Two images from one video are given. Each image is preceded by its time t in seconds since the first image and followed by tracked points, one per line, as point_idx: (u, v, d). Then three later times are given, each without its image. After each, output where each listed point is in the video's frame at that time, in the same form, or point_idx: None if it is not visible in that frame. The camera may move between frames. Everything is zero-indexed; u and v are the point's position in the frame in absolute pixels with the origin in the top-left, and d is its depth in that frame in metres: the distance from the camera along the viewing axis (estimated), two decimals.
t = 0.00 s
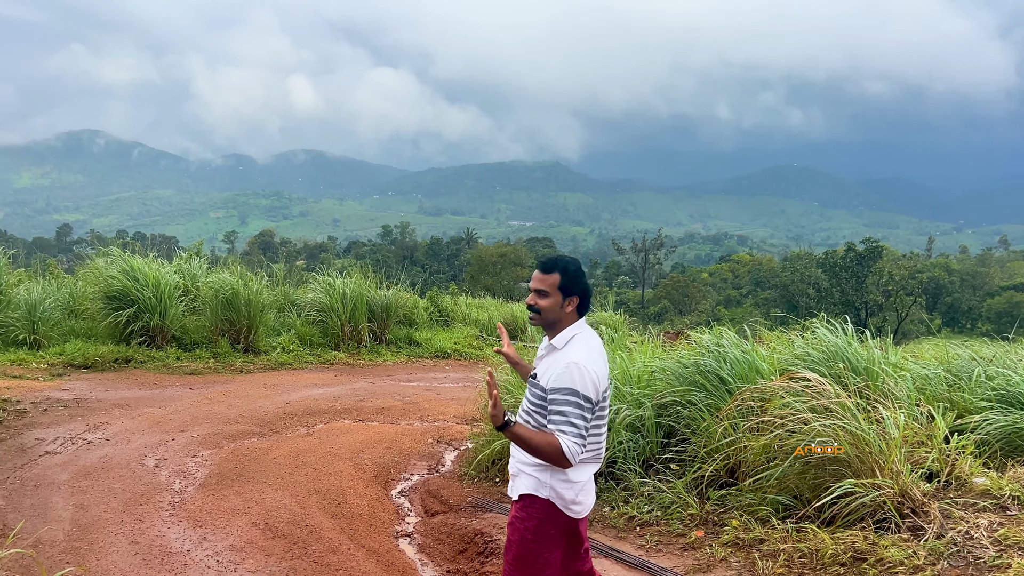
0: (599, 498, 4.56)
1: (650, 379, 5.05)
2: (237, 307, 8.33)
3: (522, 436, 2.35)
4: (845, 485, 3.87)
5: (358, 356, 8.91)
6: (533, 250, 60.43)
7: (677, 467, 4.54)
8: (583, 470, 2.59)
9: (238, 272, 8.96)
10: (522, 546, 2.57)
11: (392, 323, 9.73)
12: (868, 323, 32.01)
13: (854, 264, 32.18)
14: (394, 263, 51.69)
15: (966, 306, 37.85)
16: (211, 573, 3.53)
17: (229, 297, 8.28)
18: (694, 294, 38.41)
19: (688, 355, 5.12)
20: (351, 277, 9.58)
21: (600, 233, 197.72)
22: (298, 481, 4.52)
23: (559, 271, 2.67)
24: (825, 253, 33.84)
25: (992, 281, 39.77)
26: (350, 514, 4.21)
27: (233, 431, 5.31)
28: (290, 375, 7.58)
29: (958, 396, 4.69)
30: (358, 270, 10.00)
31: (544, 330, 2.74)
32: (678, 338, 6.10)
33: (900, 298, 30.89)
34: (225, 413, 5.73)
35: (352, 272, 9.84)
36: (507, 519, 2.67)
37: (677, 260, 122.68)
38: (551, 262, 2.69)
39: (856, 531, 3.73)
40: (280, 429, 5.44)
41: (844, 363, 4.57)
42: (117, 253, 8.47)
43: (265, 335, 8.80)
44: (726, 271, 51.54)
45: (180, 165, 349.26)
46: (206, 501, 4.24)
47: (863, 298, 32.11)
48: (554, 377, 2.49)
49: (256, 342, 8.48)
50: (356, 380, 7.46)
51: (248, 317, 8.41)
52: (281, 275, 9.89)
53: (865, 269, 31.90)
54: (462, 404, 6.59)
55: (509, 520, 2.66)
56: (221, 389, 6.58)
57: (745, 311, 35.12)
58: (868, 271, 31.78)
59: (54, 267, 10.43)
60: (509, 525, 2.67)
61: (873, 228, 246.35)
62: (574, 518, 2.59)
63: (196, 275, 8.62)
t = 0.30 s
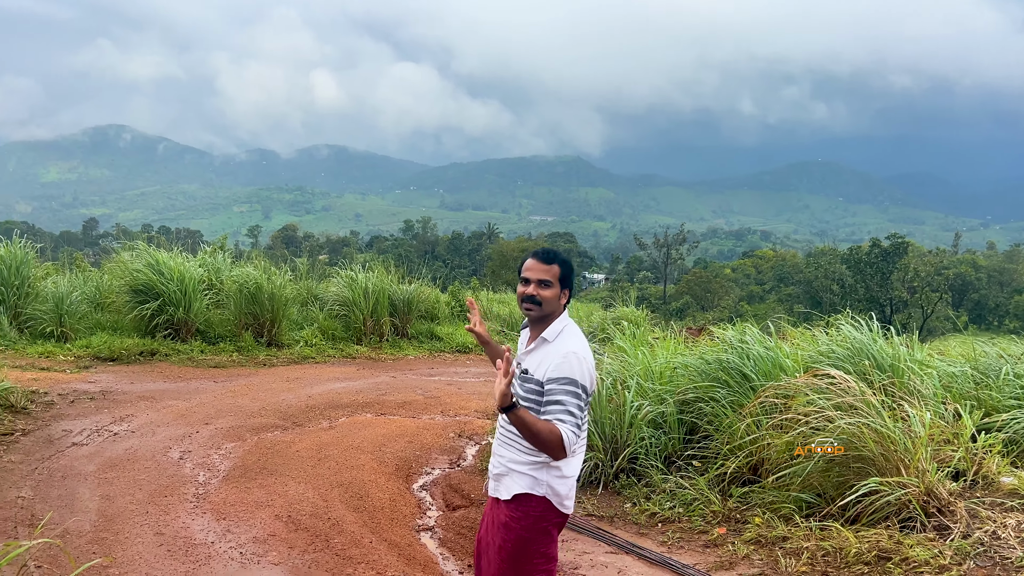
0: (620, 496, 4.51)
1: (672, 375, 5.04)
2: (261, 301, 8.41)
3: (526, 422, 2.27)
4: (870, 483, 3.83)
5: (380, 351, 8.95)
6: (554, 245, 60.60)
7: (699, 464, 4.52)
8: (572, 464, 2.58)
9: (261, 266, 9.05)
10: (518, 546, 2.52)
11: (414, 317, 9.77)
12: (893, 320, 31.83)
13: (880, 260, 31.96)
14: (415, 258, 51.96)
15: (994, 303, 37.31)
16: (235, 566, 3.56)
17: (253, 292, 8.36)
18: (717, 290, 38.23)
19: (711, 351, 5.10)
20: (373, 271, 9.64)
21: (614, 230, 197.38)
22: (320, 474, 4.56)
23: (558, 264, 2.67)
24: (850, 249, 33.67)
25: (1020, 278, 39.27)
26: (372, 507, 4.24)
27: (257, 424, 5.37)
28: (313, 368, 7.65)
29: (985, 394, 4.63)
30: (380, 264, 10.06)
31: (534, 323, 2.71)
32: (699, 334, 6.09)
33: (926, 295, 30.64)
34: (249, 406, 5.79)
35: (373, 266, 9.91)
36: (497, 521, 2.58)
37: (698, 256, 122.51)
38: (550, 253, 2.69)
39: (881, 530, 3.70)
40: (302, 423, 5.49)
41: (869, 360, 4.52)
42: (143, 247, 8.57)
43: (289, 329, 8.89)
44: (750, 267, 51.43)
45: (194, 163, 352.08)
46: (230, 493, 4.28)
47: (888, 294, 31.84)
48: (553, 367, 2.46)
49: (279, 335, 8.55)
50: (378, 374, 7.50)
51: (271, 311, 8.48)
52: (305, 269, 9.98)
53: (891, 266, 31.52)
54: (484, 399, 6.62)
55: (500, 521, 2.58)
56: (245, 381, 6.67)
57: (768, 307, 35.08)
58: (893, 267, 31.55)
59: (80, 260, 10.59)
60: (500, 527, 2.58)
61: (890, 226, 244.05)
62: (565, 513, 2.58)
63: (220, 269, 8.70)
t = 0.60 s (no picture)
0: (640, 492, 4.51)
1: (693, 371, 5.01)
2: (283, 295, 8.49)
3: (550, 419, 2.26)
4: (894, 482, 3.78)
5: (400, 346, 9.00)
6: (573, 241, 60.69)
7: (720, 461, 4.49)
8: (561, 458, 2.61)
9: (283, 261, 9.13)
10: (515, 544, 2.51)
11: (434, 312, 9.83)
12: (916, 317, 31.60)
13: (903, 257, 31.74)
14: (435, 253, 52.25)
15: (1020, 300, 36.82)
16: (258, 558, 3.59)
17: (275, 286, 8.45)
18: (738, 285, 38.07)
19: (732, 348, 5.07)
20: (393, 267, 9.74)
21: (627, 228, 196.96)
22: (342, 467, 4.60)
23: (545, 259, 2.65)
24: (874, 245, 33.43)
25: None
26: (392, 501, 4.26)
27: (278, 418, 5.43)
28: (334, 363, 7.73)
29: (1012, 393, 4.57)
30: (400, 259, 10.15)
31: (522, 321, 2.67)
32: (720, 330, 6.07)
33: (950, 291, 30.40)
34: (271, 399, 5.86)
35: (393, 262, 10.01)
36: (491, 524, 2.57)
37: (719, 253, 122.24)
38: (537, 248, 2.66)
39: (903, 529, 3.66)
40: (323, 416, 5.55)
41: (893, 358, 4.48)
42: (166, 241, 8.67)
43: (310, 323, 8.97)
44: (771, 263, 51.09)
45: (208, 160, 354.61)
46: (252, 486, 4.32)
47: (912, 291, 31.62)
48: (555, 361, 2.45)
49: (300, 330, 8.64)
50: (398, 368, 7.56)
51: (294, 305, 8.57)
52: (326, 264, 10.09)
53: (915, 262, 31.29)
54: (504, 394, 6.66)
55: (495, 523, 2.56)
56: (267, 375, 6.77)
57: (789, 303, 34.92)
58: (917, 264, 31.29)
59: (104, 254, 10.73)
60: (494, 530, 2.56)
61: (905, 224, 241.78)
62: (557, 509, 2.59)
63: (243, 263, 8.80)
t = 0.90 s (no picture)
0: (661, 489, 4.51)
1: (715, 368, 5.00)
2: (304, 290, 8.59)
3: (552, 408, 2.35)
4: (917, 480, 3.74)
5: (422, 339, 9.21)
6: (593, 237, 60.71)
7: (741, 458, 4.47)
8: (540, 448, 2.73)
9: (305, 255, 9.23)
10: (510, 538, 2.57)
11: (453, 308, 9.96)
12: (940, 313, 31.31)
13: (927, 253, 31.42)
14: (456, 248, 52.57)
15: None
16: (281, 550, 3.62)
17: (296, 281, 8.54)
18: (759, 281, 37.88)
19: (754, 344, 5.05)
20: (414, 262, 9.95)
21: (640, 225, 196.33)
22: (364, 461, 4.66)
23: (530, 256, 2.70)
24: (897, 241, 33.12)
25: None
26: (413, 495, 4.29)
27: (300, 412, 5.51)
28: (355, 357, 7.86)
29: None
30: (420, 255, 10.31)
31: (500, 315, 2.71)
32: (742, 327, 6.06)
33: (975, 288, 30.10)
34: (292, 394, 5.97)
35: (414, 256, 10.20)
36: (481, 522, 2.60)
37: (740, 248, 121.59)
38: (523, 245, 2.71)
39: (927, 528, 3.62)
40: (344, 411, 5.64)
41: (917, 355, 4.44)
42: (189, 236, 8.77)
43: (331, 318, 9.06)
44: (793, 259, 50.74)
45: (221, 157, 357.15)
46: (274, 479, 4.36)
47: (936, 288, 31.36)
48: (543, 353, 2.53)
49: (321, 324, 8.74)
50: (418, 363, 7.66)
51: (315, 300, 8.66)
52: (347, 259, 10.19)
53: (939, 258, 30.99)
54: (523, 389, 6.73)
55: (485, 522, 2.59)
56: (289, 369, 6.89)
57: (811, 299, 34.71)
58: (941, 260, 30.99)
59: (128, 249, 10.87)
60: (486, 528, 2.59)
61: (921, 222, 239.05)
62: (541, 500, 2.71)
63: (265, 258, 8.91)
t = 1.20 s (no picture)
0: (682, 486, 4.49)
1: (736, 365, 4.98)
2: (326, 285, 8.71)
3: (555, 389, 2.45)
4: (942, 479, 3.68)
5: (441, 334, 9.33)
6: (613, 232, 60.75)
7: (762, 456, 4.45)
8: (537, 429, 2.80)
9: (326, 249, 9.31)
10: (524, 524, 2.61)
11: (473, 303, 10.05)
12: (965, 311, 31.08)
13: (952, 250, 31.17)
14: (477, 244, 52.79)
15: None
16: (302, 544, 3.65)
17: (319, 276, 8.68)
18: (781, 278, 37.76)
19: (776, 341, 5.03)
20: (434, 257, 10.08)
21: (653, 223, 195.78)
22: (385, 455, 4.72)
23: (499, 244, 2.69)
24: (921, 238, 32.88)
25: None
26: (432, 489, 4.33)
27: (321, 406, 5.59)
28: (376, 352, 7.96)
29: None
30: (440, 250, 10.42)
31: (473, 307, 2.68)
32: (763, 324, 6.03)
33: (1001, 286, 29.85)
34: (314, 387, 6.06)
35: (433, 252, 10.31)
36: (494, 511, 2.60)
37: (761, 245, 121.14)
38: (488, 234, 2.71)
39: (952, 527, 3.57)
40: (364, 405, 5.71)
41: (942, 353, 4.41)
42: (211, 229, 8.85)
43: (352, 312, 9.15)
44: (815, 256, 50.46)
45: (237, 153, 359.87)
46: (295, 473, 4.41)
47: (960, 285, 31.16)
48: (538, 332, 2.57)
49: (343, 319, 8.83)
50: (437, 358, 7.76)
51: (336, 295, 8.78)
52: (367, 253, 10.28)
53: (964, 256, 30.75)
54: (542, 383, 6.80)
55: (497, 513, 2.59)
56: (310, 364, 6.97)
57: (833, 296, 34.58)
58: (966, 257, 30.75)
59: (151, 243, 11.00)
60: (498, 519, 2.59)
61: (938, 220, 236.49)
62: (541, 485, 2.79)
63: (287, 253, 9.01)
